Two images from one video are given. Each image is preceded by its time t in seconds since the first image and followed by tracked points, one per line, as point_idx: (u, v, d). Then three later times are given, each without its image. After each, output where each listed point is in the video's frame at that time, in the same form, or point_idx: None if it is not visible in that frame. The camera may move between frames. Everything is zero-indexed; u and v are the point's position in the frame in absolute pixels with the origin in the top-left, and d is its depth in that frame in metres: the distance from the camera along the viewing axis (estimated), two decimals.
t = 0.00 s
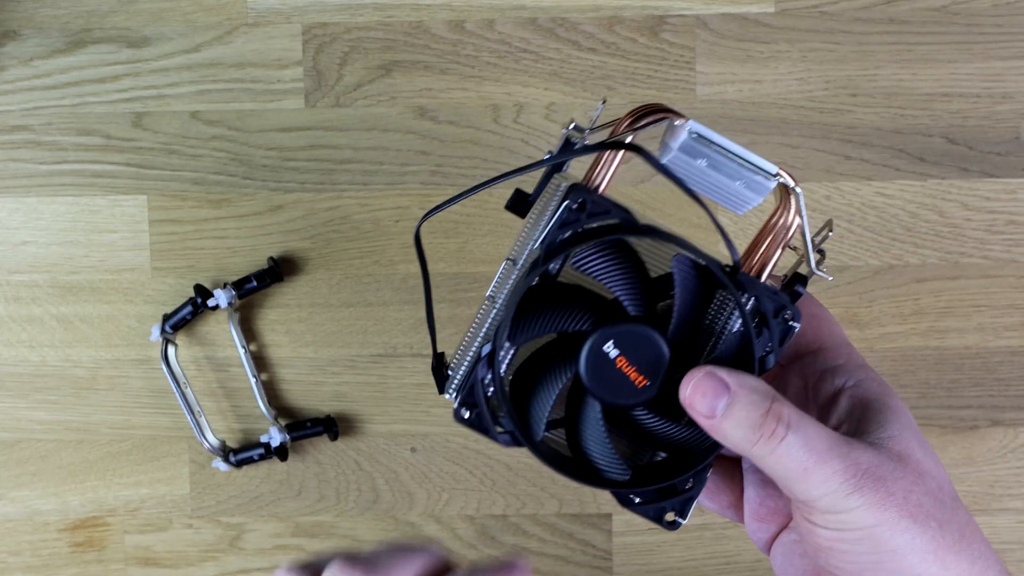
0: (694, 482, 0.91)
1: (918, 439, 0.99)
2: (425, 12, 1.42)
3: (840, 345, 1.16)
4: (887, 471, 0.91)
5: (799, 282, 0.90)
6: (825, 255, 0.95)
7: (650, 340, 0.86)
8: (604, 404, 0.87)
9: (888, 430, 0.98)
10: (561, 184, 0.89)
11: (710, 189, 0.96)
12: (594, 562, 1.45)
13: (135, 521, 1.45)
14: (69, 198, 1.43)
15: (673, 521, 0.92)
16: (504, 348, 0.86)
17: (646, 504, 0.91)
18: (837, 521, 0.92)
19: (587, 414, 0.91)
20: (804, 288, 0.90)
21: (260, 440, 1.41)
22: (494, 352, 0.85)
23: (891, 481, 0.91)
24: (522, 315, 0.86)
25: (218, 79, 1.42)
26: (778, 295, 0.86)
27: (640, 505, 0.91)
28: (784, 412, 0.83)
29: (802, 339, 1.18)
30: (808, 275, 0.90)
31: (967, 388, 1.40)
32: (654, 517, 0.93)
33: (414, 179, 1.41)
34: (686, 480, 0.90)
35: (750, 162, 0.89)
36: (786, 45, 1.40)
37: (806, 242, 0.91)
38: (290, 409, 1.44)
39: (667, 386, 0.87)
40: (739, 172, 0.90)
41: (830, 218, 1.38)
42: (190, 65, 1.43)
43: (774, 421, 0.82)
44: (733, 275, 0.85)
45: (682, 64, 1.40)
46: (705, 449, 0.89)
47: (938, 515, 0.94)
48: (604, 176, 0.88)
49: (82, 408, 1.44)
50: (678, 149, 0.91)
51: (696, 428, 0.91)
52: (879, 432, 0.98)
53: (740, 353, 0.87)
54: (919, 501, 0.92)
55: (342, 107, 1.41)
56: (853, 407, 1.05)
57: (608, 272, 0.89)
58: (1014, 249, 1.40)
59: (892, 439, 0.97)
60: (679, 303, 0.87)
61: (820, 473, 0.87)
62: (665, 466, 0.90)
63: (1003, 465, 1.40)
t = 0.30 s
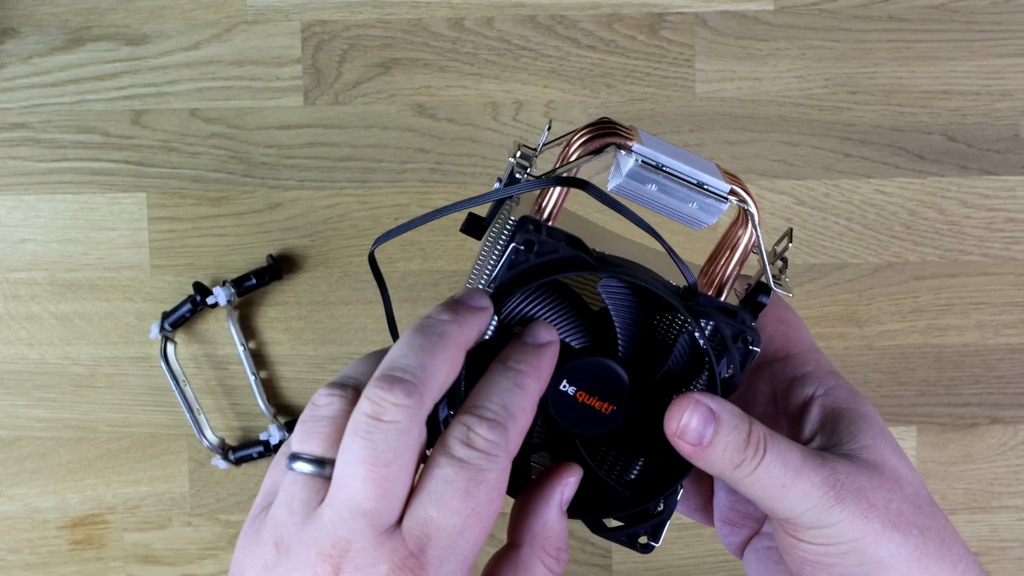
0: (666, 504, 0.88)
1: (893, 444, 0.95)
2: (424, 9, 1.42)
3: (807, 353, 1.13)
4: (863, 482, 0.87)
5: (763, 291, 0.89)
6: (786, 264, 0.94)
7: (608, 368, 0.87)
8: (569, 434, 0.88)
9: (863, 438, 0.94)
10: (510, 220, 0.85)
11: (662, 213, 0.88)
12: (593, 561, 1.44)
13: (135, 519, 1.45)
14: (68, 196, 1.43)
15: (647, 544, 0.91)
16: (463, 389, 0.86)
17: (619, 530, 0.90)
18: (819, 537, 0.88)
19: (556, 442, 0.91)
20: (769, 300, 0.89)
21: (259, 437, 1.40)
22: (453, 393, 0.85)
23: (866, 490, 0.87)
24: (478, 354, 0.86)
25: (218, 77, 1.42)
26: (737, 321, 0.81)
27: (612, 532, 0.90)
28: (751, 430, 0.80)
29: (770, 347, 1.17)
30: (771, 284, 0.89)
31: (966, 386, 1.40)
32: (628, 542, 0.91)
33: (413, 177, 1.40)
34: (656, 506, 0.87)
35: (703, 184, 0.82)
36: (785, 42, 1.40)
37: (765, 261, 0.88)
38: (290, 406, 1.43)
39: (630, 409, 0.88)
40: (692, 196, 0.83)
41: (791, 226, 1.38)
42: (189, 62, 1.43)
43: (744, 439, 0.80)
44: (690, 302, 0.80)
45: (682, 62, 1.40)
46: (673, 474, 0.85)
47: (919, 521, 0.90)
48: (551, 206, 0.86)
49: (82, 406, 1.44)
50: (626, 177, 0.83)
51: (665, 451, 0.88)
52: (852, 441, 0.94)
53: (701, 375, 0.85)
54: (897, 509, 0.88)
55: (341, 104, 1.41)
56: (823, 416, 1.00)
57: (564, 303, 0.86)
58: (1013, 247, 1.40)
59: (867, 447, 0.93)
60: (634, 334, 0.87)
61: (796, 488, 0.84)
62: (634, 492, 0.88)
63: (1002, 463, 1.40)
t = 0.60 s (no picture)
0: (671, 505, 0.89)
1: (899, 445, 0.95)
2: (424, 8, 1.42)
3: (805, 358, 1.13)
4: (876, 491, 0.87)
5: (761, 292, 0.89)
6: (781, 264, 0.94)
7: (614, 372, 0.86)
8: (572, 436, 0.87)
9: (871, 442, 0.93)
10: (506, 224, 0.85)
11: (659, 212, 0.89)
12: (593, 560, 1.44)
13: (135, 518, 1.45)
14: (67, 195, 1.43)
15: (651, 546, 0.92)
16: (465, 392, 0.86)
17: (623, 532, 0.91)
18: (837, 548, 0.88)
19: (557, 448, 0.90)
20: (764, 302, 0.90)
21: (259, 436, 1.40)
22: (452, 396, 0.84)
23: (879, 499, 0.86)
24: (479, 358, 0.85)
25: (217, 76, 1.42)
26: (735, 316, 0.84)
27: (617, 536, 0.90)
28: (759, 450, 0.80)
29: (768, 352, 1.17)
30: (769, 284, 0.89)
31: (966, 385, 1.40)
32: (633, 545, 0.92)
33: (413, 176, 1.40)
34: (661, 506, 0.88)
35: (698, 182, 0.83)
36: (785, 41, 1.40)
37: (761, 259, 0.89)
38: (289, 406, 1.43)
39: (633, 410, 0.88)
40: (688, 195, 0.84)
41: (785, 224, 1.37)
42: (189, 61, 1.43)
43: (753, 459, 0.80)
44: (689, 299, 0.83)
45: (681, 61, 1.40)
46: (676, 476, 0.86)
47: (932, 523, 0.89)
48: (548, 210, 0.86)
49: (81, 405, 1.44)
50: (622, 177, 0.84)
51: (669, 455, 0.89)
52: (861, 446, 0.93)
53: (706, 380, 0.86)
54: (909, 514, 0.88)
55: (341, 103, 1.41)
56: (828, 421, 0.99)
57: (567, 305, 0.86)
58: (1013, 246, 1.40)
59: (876, 452, 0.92)
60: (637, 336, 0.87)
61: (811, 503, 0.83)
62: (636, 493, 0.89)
63: (1001, 462, 1.40)
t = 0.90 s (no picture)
0: (656, 485, 0.87)
1: (899, 442, 0.95)
2: (423, 8, 1.43)
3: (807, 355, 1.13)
4: (875, 484, 0.87)
5: (756, 285, 0.92)
6: (775, 256, 0.96)
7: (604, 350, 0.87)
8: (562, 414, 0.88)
9: (870, 439, 0.94)
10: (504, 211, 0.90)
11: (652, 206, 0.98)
12: (592, 559, 1.44)
13: (135, 517, 1.46)
14: (68, 194, 1.44)
15: (642, 526, 0.89)
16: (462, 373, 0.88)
17: (613, 511, 0.89)
18: (836, 541, 0.89)
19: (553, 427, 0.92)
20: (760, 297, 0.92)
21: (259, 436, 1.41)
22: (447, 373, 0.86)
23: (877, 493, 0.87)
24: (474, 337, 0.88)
25: (217, 76, 1.43)
26: (721, 296, 0.85)
27: (607, 514, 0.89)
28: (750, 442, 0.82)
29: (771, 349, 1.16)
30: (762, 277, 0.92)
31: (964, 384, 1.40)
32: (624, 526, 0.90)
33: (412, 176, 1.41)
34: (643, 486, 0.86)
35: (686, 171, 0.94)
36: (784, 42, 1.41)
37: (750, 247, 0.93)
38: (289, 405, 1.44)
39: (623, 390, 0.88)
40: (677, 180, 0.94)
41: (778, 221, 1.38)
42: (189, 62, 1.43)
43: (743, 451, 0.81)
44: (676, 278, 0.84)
45: (680, 61, 1.40)
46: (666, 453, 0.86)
47: (931, 518, 0.90)
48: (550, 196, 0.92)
49: (81, 404, 1.44)
50: (616, 166, 0.95)
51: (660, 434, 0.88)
52: (861, 443, 0.94)
53: (695, 360, 0.87)
54: (909, 508, 0.89)
55: (340, 103, 1.41)
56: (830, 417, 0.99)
57: (561, 289, 0.90)
58: (1011, 246, 1.40)
59: (874, 448, 0.93)
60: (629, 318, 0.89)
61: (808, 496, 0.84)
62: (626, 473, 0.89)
63: (999, 461, 1.41)
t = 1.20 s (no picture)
0: (671, 453, 0.88)
1: (910, 431, 0.96)
2: (425, 13, 1.43)
3: (821, 344, 1.12)
4: (889, 464, 0.87)
5: (776, 271, 0.92)
6: (797, 240, 0.97)
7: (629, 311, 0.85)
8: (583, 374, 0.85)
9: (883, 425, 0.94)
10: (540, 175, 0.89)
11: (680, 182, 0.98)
12: (594, 563, 1.44)
13: (136, 522, 1.46)
14: (70, 199, 1.44)
15: (659, 492, 0.88)
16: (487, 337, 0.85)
17: (627, 476, 0.88)
18: (849, 521, 0.88)
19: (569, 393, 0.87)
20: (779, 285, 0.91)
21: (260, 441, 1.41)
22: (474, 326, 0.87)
23: (890, 474, 0.87)
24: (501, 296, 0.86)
25: (219, 81, 1.43)
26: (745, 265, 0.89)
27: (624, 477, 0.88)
28: (771, 410, 0.82)
29: (786, 339, 1.15)
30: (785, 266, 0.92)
31: (966, 389, 1.40)
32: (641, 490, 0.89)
33: (414, 181, 1.41)
34: (656, 454, 0.86)
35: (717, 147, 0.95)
36: (786, 47, 1.41)
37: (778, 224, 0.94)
38: (290, 410, 1.43)
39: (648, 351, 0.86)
40: (708, 155, 0.95)
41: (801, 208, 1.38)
42: (191, 66, 1.43)
43: (763, 418, 0.81)
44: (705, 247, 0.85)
45: (682, 66, 1.40)
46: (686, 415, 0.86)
47: (941, 505, 0.90)
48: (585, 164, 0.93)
49: (83, 409, 1.44)
50: (649, 138, 0.96)
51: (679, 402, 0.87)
52: (874, 427, 0.94)
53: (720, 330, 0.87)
54: (920, 492, 0.89)
55: (342, 108, 1.41)
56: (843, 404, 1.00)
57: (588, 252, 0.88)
58: (1013, 251, 1.40)
59: (887, 433, 0.93)
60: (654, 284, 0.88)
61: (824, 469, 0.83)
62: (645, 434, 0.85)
63: (1001, 466, 1.41)
